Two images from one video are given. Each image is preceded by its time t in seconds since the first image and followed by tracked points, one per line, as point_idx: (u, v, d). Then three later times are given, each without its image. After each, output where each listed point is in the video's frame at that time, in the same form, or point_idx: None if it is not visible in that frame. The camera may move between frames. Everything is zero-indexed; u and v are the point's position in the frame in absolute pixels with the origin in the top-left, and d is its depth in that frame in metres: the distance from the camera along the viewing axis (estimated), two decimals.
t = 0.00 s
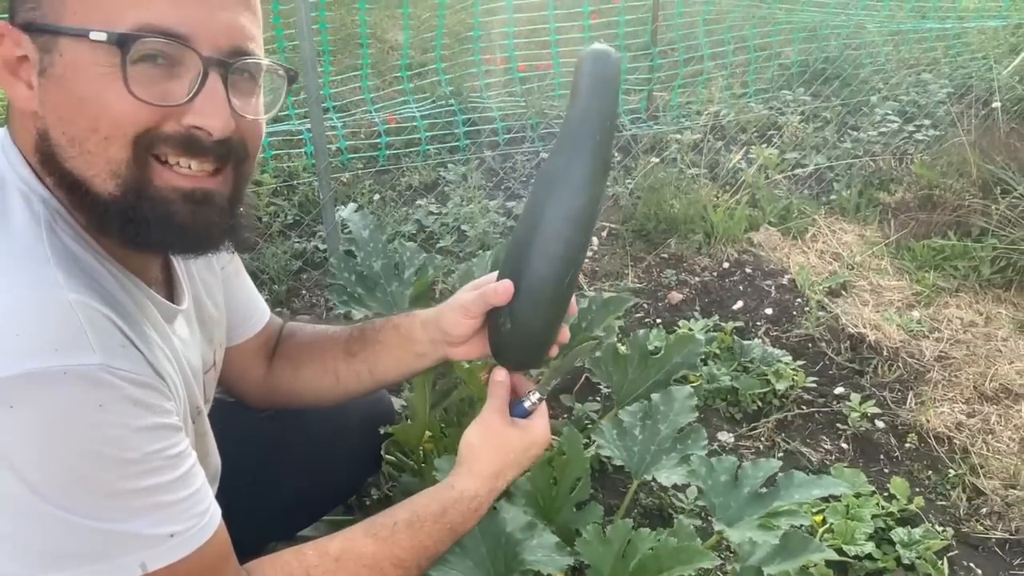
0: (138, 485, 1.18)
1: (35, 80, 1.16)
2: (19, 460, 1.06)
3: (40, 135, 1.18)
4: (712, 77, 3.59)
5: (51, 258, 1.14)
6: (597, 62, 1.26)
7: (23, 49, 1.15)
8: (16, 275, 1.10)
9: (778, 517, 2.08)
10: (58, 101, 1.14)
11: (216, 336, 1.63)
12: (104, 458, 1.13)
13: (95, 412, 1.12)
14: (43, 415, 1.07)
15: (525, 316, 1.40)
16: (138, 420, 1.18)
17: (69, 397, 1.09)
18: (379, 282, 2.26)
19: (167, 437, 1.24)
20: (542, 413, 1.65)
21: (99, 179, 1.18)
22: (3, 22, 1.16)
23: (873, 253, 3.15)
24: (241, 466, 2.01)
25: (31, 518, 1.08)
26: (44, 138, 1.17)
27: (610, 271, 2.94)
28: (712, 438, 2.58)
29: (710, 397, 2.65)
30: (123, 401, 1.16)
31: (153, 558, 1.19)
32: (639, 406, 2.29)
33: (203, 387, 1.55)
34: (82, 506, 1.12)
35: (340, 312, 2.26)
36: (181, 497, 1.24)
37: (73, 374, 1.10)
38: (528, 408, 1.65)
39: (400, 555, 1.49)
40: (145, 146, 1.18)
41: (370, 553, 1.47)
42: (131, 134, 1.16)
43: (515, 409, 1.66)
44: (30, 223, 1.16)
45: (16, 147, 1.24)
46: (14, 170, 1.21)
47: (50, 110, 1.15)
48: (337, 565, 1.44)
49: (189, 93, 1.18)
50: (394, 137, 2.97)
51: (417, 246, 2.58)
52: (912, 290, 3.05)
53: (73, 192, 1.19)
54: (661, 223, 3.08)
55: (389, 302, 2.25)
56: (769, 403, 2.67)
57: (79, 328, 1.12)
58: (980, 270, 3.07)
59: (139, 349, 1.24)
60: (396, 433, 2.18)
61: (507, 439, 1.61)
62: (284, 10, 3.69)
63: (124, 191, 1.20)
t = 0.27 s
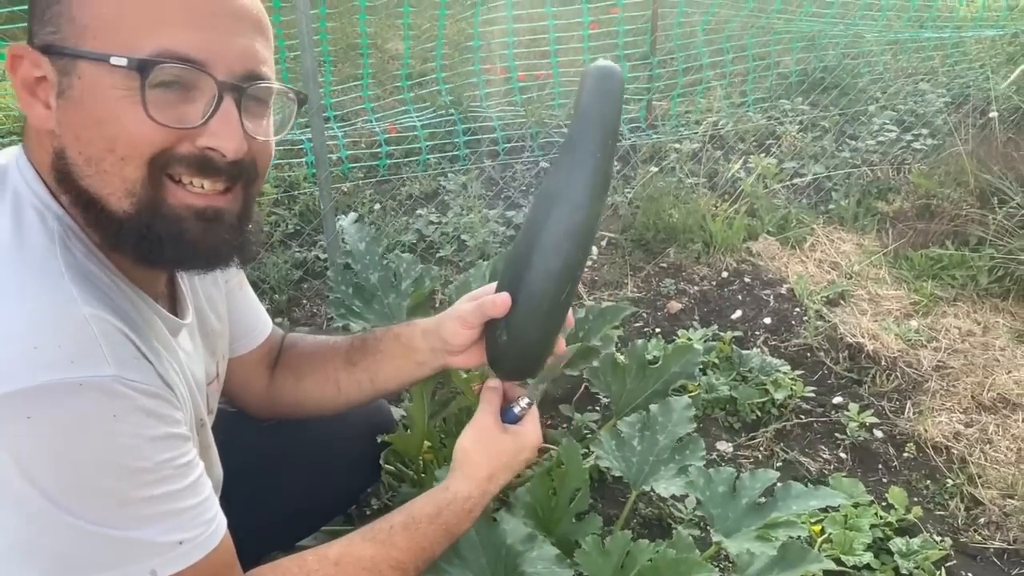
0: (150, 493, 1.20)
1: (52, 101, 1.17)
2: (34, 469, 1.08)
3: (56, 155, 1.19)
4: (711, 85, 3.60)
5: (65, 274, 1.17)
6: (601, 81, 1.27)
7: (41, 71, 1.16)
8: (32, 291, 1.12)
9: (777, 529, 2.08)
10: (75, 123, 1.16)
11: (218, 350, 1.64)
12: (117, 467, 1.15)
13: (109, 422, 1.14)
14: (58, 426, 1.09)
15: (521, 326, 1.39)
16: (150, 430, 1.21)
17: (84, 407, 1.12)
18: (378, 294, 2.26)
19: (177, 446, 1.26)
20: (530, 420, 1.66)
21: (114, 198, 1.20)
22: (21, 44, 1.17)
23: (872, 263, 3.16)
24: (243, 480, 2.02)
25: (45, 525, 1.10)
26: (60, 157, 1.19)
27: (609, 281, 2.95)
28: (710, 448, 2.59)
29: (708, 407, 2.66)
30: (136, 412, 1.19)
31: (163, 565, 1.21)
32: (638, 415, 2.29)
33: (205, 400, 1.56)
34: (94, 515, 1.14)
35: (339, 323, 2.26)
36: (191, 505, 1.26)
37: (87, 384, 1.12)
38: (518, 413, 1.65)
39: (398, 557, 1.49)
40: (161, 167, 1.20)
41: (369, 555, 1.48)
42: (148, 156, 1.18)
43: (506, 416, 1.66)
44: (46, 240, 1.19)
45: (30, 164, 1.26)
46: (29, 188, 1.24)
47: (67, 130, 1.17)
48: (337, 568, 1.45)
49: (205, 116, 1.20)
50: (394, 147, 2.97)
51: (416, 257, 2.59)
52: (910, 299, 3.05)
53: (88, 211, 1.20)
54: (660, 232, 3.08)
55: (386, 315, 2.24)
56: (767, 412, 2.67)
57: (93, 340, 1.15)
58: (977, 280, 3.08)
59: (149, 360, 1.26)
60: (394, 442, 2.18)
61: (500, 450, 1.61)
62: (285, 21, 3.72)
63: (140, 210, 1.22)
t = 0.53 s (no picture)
0: (153, 499, 1.20)
1: (133, 136, 1.15)
2: (38, 475, 1.08)
3: (120, 181, 1.19)
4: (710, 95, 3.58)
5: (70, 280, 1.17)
6: (591, 56, 1.27)
7: (126, 106, 1.14)
8: (36, 298, 1.13)
9: (778, 538, 2.07)
10: (159, 160, 1.17)
11: (220, 357, 1.64)
12: (121, 474, 1.16)
13: (113, 428, 1.14)
14: (64, 433, 1.10)
15: (513, 305, 1.41)
16: (154, 436, 1.21)
17: (88, 414, 1.12)
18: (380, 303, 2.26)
19: (180, 451, 1.26)
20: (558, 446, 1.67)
21: (188, 229, 1.24)
22: (97, 72, 1.12)
23: (871, 271, 3.16)
24: (244, 487, 2.02)
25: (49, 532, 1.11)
26: (129, 184, 1.19)
27: (610, 288, 2.96)
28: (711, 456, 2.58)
29: (709, 415, 2.66)
30: (140, 418, 1.18)
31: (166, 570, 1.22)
32: (641, 423, 2.28)
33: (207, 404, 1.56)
34: (98, 521, 1.15)
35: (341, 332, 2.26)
36: (195, 510, 1.26)
37: (91, 390, 1.12)
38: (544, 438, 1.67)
39: (399, 563, 1.49)
40: (235, 202, 1.25)
41: (370, 561, 1.47)
42: (227, 193, 1.23)
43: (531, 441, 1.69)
44: (51, 246, 1.19)
45: (37, 168, 1.25)
46: (33, 192, 1.24)
47: (149, 166, 1.17)
48: None
49: (281, 153, 1.24)
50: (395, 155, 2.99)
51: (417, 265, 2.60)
52: (910, 307, 3.06)
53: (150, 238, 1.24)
54: (660, 240, 3.09)
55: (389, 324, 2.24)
56: (768, 420, 2.67)
57: (98, 346, 1.15)
58: (977, 288, 3.08)
59: (152, 366, 1.27)
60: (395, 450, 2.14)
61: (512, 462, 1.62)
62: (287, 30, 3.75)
63: (208, 238, 1.27)
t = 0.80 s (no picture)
0: (201, 478, 1.41)
1: (198, 164, 1.39)
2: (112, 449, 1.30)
3: (183, 201, 1.43)
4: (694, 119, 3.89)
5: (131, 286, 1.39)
6: (564, 62, 1.72)
7: (193, 139, 1.37)
8: (99, 300, 1.35)
9: (756, 524, 2.32)
10: (220, 183, 1.42)
11: (252, 353, 1.92)
12: (178, 454, 1.37)
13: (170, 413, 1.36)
14: (131, 417, 1.31)
15: (513, 270, 1.83)
16: (207, 423, 1.43)
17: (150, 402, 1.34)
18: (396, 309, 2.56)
19: (223, 438, 1.47)
20: (526, 471, 1.95)
21: (240, 241, 1.50)
22: (172, 110, 1.35)
23: (840, 279, 3.47)
24: (279, 470, 2.32)
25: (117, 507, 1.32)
26: (189, 205, 1.43)
27: (601, 296, 3.26)
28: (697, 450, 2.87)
29: (694, 411, 2.95)
30: (191, 406, 1.40)
31: (210, 547, 1.43)
32: (630, 421, 2.57)
33: (242, 399, 1.83)
34: (158, 498, 1.36)
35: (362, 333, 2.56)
36: (235, 491, 1.47)
37: (153, 379, 1.34)
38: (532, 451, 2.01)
39: (409, 538, 1.73)
40: (281, 216, 1.53)
41: (385, 537, 1.71)
42: (275, 209, 1.51)
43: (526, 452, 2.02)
44: (109, 253, 1.41)
45: (95, 183, 1.47)
46: (90, 205, 1.45)
47: (211, 188, 1.42)
48: (357, 549, 1.68)
49: (318, 174, 1.53)
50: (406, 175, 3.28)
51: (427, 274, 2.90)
52: (876, 313, 3.37)
53: (201, 244, 1.48)
54: (647, 252, 3.39)
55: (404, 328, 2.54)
56: (747, 415, 2.96)
57: (155, 343, 1.37)
58: (937, 295, 3.40)
59: (198, 359, 1.49)
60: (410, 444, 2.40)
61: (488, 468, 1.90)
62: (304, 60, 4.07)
63: (255, 245, 1.53)
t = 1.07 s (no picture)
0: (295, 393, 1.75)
1: (246, 189, 1.77)
2: (227, 383, 1.68)
3: (237, 221, 1.82)
4: (662, 155, 4.67)
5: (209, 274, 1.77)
6: (544, 103, 2.39)
7: (240, 171, 1.74)
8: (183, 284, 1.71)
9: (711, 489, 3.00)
10: (265, 203, 1.80)
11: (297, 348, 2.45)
12: (275, 377, 1.73)
13: (262, 348, 1.72)
14: (221, 363, 1.67)
15: (506, 257, 2.53)
16: (287, 352, 1.76)
17: (243, 345, 1.70)
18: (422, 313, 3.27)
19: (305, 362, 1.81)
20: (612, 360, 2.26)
21: (282, 252, 1.90)
22: (221, 148, 1.72)
23: (782, 288, 4.23)
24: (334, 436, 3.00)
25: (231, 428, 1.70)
26: (242, 225, 1.83)
27: (585, 301, 3.98)
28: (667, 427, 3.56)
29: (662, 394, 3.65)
30: (274, 342, 1.75)
31: (316, 445, 1.76)
32: (609, 405, 3.30)
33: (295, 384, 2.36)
34: (258, 417, 1.71)
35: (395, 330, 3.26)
36: (328, 392, 1.80)
37: (231, 334, 1.68)
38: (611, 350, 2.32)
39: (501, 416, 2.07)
40: (314, 230, 1.94)
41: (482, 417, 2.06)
42: (309, 223, 1.90)
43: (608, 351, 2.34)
44: (181, 257, 1.78)
45: (162, 207, 1.84)
46: (162, 223, 1.82)
47: (257, 212, 1.82)
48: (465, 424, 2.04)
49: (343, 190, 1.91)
50: (425, 202, 3.99)
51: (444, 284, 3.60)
52: (811, 315, 4.11)
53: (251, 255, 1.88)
54: (623, 266, 4.12)
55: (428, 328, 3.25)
56: (706, 400, 3.65)
57: (234, 305, 1.74)
58: (862, 301, 4.14)
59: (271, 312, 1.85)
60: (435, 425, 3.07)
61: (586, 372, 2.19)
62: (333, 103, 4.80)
63: (294, 251, 1.92)
